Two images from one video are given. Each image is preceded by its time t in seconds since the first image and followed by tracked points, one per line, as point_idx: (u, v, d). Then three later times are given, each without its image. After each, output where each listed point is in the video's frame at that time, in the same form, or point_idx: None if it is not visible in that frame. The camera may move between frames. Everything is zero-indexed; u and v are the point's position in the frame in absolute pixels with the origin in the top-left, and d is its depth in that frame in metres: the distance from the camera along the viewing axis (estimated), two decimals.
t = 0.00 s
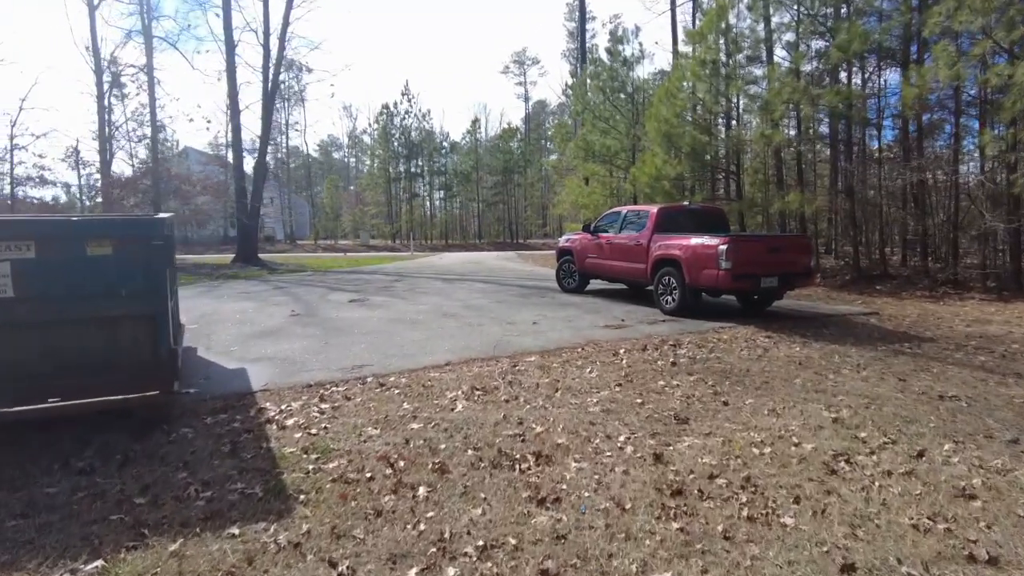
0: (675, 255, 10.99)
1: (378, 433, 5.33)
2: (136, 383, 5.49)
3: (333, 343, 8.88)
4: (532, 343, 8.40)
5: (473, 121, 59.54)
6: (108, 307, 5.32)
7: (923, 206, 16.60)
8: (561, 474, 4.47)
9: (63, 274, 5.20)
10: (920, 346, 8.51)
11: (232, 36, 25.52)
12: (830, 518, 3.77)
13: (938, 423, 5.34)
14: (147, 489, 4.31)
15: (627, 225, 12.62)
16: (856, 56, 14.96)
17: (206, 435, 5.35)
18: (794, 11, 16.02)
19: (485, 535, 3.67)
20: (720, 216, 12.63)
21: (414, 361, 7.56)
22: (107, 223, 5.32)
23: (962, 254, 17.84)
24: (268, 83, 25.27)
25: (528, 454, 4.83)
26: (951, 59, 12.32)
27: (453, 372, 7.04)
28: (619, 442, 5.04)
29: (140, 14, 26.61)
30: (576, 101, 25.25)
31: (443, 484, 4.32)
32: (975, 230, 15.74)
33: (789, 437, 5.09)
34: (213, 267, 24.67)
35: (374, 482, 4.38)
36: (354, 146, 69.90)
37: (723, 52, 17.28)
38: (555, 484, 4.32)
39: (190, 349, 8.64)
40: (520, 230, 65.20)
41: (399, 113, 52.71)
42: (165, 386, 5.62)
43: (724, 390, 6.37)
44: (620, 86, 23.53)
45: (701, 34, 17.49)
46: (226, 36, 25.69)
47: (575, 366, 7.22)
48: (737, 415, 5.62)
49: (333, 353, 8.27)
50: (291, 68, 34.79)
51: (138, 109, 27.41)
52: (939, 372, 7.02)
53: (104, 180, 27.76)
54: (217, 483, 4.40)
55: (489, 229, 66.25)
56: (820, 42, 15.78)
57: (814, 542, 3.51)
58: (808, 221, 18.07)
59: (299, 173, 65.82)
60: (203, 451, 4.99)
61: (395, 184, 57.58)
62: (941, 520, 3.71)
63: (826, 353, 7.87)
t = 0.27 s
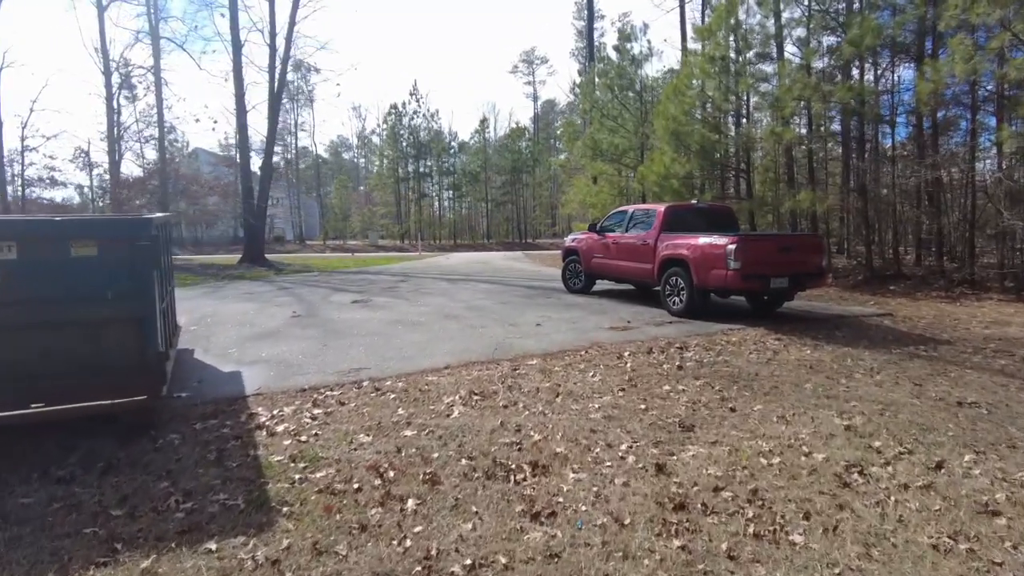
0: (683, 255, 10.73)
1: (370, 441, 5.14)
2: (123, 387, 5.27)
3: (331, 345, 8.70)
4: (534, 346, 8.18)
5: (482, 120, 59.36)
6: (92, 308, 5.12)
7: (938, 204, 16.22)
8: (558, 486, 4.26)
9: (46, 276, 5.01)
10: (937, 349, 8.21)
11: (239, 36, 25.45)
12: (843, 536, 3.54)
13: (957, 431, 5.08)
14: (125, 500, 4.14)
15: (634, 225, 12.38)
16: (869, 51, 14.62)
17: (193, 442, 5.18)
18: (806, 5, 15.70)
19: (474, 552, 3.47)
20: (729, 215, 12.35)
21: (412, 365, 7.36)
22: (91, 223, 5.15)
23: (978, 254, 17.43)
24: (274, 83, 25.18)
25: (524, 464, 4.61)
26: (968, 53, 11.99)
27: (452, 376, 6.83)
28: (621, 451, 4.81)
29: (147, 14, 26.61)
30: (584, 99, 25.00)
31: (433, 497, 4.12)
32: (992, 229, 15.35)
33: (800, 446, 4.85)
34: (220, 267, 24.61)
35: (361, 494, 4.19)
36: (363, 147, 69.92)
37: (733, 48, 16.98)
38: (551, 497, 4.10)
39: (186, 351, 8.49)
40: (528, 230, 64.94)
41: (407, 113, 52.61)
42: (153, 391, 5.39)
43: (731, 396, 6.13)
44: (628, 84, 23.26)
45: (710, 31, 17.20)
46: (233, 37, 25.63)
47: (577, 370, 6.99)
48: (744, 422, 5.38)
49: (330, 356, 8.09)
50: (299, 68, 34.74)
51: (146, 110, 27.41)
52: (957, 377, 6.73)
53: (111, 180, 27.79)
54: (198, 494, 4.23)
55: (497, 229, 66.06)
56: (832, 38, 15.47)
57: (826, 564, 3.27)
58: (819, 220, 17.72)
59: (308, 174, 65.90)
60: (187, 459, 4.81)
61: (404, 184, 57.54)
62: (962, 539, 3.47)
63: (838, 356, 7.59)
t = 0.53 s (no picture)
0: (695, 256, 10.50)
1: (367, 449, 4.99)
2: (119, 391, 5.18)
3: (336, 347, 8.58)
4: (541, 349, 8.00)
5: (495, 119, 59.22)
6: (87, 311, 5.03)
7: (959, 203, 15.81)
8: (558, 499, 4.08)
9: (40, 278, 4.92)
10: (959, 353, 7.93)
11: (251, 36, 25.48)
12: (859, 558, 3.33)
13: (981, 442, 4.83)
14: (112, 510, 4.03)
15: (646, 225, 12.15)
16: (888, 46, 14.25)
17: (188, 449, 5.06)
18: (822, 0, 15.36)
19: (468, 572, 3.31)
20: (743, 215, 12.09)
21: (415, 369, 7.22)
22: (86, 224, 5.02)
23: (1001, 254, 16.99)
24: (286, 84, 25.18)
25: (525, 475, 4.44)
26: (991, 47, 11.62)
27: (456, 381, 6.68)
28: (626, 462, 4.62)
29: (161, 16, 26.73)
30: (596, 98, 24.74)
31: (428, 510, 3.96)
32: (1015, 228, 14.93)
33: (814, 457, 4.63)
34: (232, 268, 24.68)
35: (354, 506, 4.04)
36: (377, 146, 70.03)
37: (747, 45, 16.67)
38: (551, 511, 3.93)
39: (190, 354, 8.41)
40: (541, 229, 64.72)
41: (421, 112, 52.59)
42: (149, 395, 5.29)
43: (743, 403, 5.91)
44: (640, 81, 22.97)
45: (724, 27, 16.90)
46: (245, 37, 25.66)
47: (584, 375, 6.80)
48: (756, 432, 5.16)
49: (333, 359, 7.97)
50: (311, 68, 34.79)
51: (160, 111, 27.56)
52: (980, 383, 6.46)
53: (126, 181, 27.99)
54: (187, 505, 4.10)
55: (510, 228, 65.89)
56: (849, 33, 15.12)
57: None
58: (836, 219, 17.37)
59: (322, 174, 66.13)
60: (180, 467, 4.70)
61: (417, 184, 57.57)
62: (988, 563, 3.24)
63: (855, 361, 7.34)
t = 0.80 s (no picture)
0: (709, 254, 10.26)
1: (367, 451, 4.84)
2: (118, 391, 5.08)
3: (342, 345, 8.45)
4: (550, 349, 7.82)
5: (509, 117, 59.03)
6: (84, 310, 4.92)
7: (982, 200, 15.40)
8: (563, 507, 3.91)
9: (37, 276, 4.82)
10: (984, 355, 7.64)
11: (264, 34, 25.49)
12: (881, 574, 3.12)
13: (1010, 450, 4.59)
14: (103, 513, 3.92)
15: (659, 222, 11.92)
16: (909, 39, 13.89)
17: (186, 449, 4.95)
18: None
19: None
20: (759, 212, 11.82)
21: (421, 368, 7.06)
22: (84, 221, 4.92)
23: None
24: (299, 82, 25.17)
25: (528, 480, 4.27)
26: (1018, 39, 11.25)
27: (461, 381, 6.52)
28: (635, 468, 4.44)
29: (175, 14, 26.84)
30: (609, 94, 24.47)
31: (426, 517, 3.80)
32: None
33: (832, 463, 4.42)
34: (245, 265, 24.73)
35: (350, 512, 3.90)
36: (390, 145, 70.11)
37: (763, 39, 16.35)
38: (555, 519, 3.76)
39: (196, 352, 8.33)
40: (555, 227, 64.45)
41: (434, 110, 52.52)
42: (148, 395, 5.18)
43: (758, 405, 5.70)
44: (655, 78, 22.67)
45: (740, 21, 16.58)
46: (258, 35, 25.68)
47: (593, 375, 6.62)
48: (771, 436, 4.95)
49: (338, 357, 7.84)
50: (325, 67, 34.81)
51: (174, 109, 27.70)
52: (1007, 386, 6.19)
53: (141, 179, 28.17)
54: (179, 508, 3.98)
55: (524, 226, 65.68)
56: (869, 26, 14.76)
57: None
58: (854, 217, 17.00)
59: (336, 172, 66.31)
60: (175, 468, 4.58)
61: (431, 182, 57.54)
62: None
63: (875, 362, 7.09)
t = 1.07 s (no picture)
0: (727, 252, 9.99)
1: (372, 456, 4.67)
2: (118, 392, 4.96)
3: (351, 344, 8.31)
4: (564, 349, 7.61)
5: (524, 114, 58.76)
6: (84, 309, 4.81)
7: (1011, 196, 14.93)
8: (574, 519, 3.71)
9: (36, 274, 4.71)
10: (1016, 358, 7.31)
11: (279, 32, 25.47)
12: None
13: None
14: (97, 519, 3.79)
15: (676, 219, 11.66)
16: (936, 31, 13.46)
17: (187, 452, 4.82)
18: None
19: None
20: (779, 209, 11.52)
21: (430, 369, 6.89)
22: (84, 218, 4.80)
23: None
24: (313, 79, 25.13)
25: (538, 489, 4.08)
26: None
27: (471, 382, 6.34)
28: (650, 477, 4.23)
29: (191, 13, 26.94)
30: (626, 90, 24.15)
31: (430, 528, 3.62)
32: None
33: (860, 474, 4.18)
34: (260, 263, 24.78)
35: (351, 522, 3.73)
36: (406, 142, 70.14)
37: (783, 33, 15.98)
38: (565, 532, 3.57)
39: (205, 351, 8.24)
40: (570, 225, 64.10)
41: (449, 108, 52.37)
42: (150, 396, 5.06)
43: (779, 411, 5.46)
44: (672, 73, 22.31)
45: (759, 15, 16.22)
46: (273, 33, 25.67)
47: (607, 378, 6.41)
48: (793, 444, 4.72)
49: (347, 356, 7.70)
50: (340, 64, 34.78)
51: (190, 107, 27.82)
52: None
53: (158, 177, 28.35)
54: (175, 515, 3.84)
55: (539, 224, 65.38)
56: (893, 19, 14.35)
57: None
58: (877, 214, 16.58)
59: (351, 170, 66.46)
60: (175, 472, 4.45)
61: (446, 179, 57.45)
62: None
63: (902, 365, 6.80)
